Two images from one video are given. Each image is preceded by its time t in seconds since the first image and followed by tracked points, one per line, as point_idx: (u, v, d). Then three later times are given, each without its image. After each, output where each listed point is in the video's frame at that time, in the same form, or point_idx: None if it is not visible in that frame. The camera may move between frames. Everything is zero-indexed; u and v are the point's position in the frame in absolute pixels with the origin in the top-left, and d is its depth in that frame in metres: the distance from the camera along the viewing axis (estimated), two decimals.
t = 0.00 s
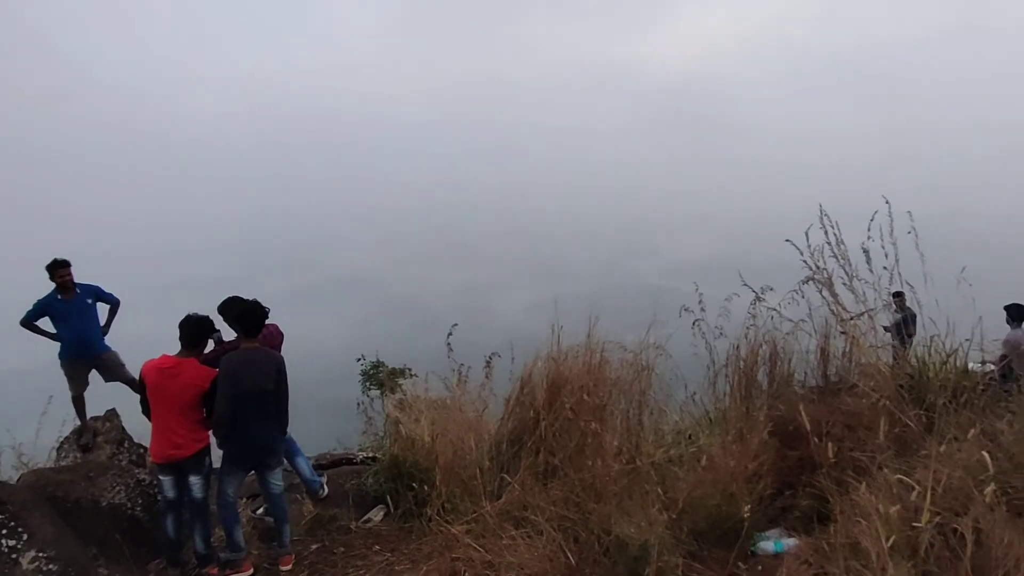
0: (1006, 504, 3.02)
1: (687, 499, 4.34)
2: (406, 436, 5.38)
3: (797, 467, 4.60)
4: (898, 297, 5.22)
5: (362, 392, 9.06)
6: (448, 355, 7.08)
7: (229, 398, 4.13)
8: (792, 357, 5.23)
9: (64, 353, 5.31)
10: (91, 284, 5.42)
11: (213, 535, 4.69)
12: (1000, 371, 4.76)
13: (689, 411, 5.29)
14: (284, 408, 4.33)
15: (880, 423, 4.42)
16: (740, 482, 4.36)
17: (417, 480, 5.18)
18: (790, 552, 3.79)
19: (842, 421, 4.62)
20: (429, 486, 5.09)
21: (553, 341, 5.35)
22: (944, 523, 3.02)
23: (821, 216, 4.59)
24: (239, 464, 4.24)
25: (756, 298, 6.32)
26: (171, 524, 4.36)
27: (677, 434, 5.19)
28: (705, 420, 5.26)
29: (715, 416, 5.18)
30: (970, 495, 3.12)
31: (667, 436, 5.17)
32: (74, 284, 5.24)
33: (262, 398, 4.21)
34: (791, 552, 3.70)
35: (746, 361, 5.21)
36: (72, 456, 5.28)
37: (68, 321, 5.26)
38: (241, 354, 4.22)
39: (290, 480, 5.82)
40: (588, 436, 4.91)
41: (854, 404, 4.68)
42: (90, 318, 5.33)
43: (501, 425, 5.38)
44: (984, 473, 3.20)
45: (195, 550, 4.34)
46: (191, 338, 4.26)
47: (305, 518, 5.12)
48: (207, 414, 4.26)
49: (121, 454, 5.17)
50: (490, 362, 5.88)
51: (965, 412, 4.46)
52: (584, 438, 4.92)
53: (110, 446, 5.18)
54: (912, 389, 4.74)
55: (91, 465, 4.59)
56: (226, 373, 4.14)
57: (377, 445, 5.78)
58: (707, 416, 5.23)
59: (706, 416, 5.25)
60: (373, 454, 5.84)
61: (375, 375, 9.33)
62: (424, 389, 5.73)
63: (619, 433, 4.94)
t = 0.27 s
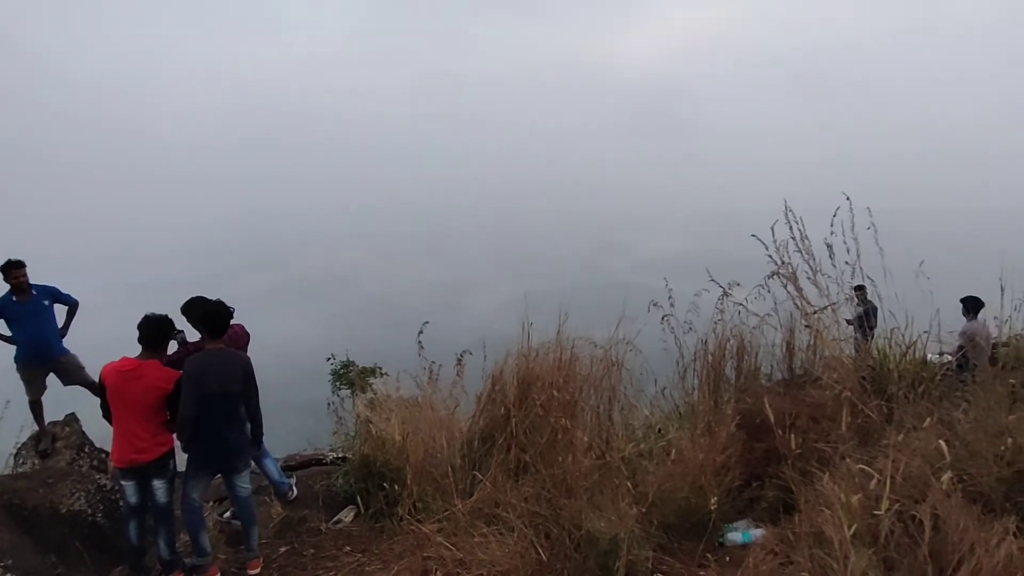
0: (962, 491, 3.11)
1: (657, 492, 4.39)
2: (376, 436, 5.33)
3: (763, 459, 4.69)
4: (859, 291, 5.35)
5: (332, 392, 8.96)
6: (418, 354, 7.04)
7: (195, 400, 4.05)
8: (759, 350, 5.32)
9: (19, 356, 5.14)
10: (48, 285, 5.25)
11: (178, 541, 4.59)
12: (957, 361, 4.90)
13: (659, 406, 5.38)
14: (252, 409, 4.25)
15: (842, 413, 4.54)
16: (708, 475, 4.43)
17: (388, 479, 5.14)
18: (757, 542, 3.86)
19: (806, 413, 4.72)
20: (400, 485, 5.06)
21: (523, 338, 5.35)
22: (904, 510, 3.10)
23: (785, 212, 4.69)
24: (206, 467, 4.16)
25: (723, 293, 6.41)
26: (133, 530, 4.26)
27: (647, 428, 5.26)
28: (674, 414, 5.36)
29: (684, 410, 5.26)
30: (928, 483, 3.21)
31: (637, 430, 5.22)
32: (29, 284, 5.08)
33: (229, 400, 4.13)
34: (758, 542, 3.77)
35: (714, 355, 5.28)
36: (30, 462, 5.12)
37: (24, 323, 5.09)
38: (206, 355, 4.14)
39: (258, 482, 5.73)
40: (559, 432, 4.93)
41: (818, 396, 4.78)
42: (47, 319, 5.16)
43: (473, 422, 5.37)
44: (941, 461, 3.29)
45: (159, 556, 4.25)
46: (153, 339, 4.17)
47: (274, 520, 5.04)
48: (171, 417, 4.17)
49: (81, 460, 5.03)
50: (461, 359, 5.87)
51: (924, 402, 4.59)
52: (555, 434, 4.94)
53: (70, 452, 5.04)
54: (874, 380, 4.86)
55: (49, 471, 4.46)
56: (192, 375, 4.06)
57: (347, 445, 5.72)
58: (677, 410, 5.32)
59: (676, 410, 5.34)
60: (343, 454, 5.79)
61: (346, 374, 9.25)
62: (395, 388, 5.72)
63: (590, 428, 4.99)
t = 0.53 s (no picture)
0: (924, 481, 3.18)
1: (631, 489, 4.42)
2: (349, 438, 5.28)
3: (735, 454, 4.75)
4: (827, 287, 5.45)
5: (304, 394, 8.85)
6: (391, 354, 6.99)
7: (163, 404, 3.96)
8: (730, 347, 5.38)
9: None
10: (7, 289, 5.09)
11: (145, 548, 4.49)
12: (920, 355, 5.02)
13: (632, 403, 5.41)
14: (223, 413, 4.16)
15: (810, 406, 4.64)
16: (680, 471, 4.48)
17: (361, 481, 5.09)
18: (728, 536, 3.91)
19: (776, 408, 4.80)
20: (373, 487, 5.01)
21: (497, 337, 5.35)
22: (869, 501, 3.16)
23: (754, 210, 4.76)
24: (174, 473, 4.07)
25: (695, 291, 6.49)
26: (98, 539, 4.15)
27: (621, 426, 5.29)
28: (648, 411, 5.38)
29: (657, 407, 5.30)
30: (893, 474, 3.28)
31: (611, 428, 5.26)
32: None
33: (198, 403, 4.05)
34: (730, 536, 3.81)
35: (686, 352, 5.34)
36: None
37: None
38: (174, 358, 4.05)
39: (228, 487, 5.63)
40: (533, 430, 4.94)
41: (788, 391, 4.86)
42: (6, 324, 5.01)
43: (447, 422, 5.35)
44: (905, 452, 3.37)
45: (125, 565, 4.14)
46: (115, 343, 4.07)
47: (244, 525, 4.96)
48: (136, 422, 4.07)
49: (43, 468, 4.88)
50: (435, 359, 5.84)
51: (889, 395, 4.69)
52: (530, 433, 4.95)
53: (31, 460, 4.89)
54: (841, 374, 4.96)
55: (9, 480, 4.32)
56: (159, 378, 3.97)
57: (318, 447, 5.65)
58: (651, 407, 5.35)
59: (649, 407, 5.37)
60: (316, 457, 5.73)
61: (318, 376, 9.13)
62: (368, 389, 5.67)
63: (563, 427, 5.01)
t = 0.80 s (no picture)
0: (890, 473, 3.25)
1: (606, 487, 4.45)
2: (322, 441, 5.22)
3: (707, 450, 4.79)
4: (796, 284, 5.54)
5: (278, 397, 8.74)
6: (365, 356, 6.93)
7: (129, 410, 3.87)
8: (703, 344, 5.43)
9: None
10: None
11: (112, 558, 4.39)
12: (886, 349, 5.13)
13: (608, 401, 5.45)
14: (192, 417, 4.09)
15: (780, 402, 4.71)
16: (654, 467, 4.52)
17: (335, 485, 5.04)
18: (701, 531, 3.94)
19: (747, 404, 4.87)
20: (347, 490, 4.96)
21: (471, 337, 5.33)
22: (837, 493, 3.22)
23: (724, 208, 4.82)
24: (144, 480, 3.98)
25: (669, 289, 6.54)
26: (63, 549, 4.05)
27: (597, 424, 5.34)
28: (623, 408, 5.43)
29: (632, 404, 5.34)
30: (860, 467, 3.34)
31: (587, 426, 5.29)
32: None
33: (166, 408, 3.97)
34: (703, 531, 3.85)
35: (659, 350, 5.39)
36: None
37: None
38: (139, 363, 3.96)
39: (198, 493, 5.54)
40: (508, 430, 4.94)
41: (759, 387, 4.92)
42: None
43: (422, 424, 5.32)
44: (871, 445, 3.43)
45: None
46: (77, 348, 3.97)
47: (215, 532, 4.89)
48: (102, 429, 3.97)
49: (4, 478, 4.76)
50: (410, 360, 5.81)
51: (857, 390, 4.78)
52: (505, 433, 4.95)
53: None
54: (811, 369, 5.04)
55: None
56: (124, 384, 3.88)
57: (290, 451, 5.57)
58: (626, 404, 5.39)
59: (624, 405, 5.41)
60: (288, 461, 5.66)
61: (291, 379, 9.02)
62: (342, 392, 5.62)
63: (538, 427, 5.01)
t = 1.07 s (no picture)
0: (853, 464, 3.31)
1: (579, 485, 4.46)
2: (293, 445, 5.16)
3: (679, 445, 4.83)
4: (765, 280, 5.63)
5: (249, 401, 8.61)
6: (338, 357, 6.87)
7: (93, 417, 3.78)
8: (674, 340, 5.48)
9: None
10: None
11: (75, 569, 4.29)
12: (852, 343, 5.23)
13: (582, 399, 5.51)
14: (158, 422, 4.00)
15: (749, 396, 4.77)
16: (625, 464, 4.56)
17: (306, 488, 4.98)
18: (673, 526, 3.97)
19: (718, 399, 4.94)
20: (319, 494, 4.91)
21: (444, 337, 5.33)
22: (803, 485, 3.27)
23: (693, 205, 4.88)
24: (109, 487, 3.89)
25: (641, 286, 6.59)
26: (24, 561, 3.95)
27: (571, 421, 5.38)
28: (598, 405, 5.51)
29: (606, 402, 5.42)
30: (825, 459, 3.41)
31: (562, 423, 5.32)
32: None
33: (131, 414, 3.88)
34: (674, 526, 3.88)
35: (632, 347, 5.44)
36: None
37: None
38: (101, 368, 3.87)
39: (166, 500, 5.44)
40: (482, 430, 4.94)
41: (729, 382, 4.99)
42: None
43: (396, 425, 5.29)
44: (835, 437, 3.50)
45: None
46: (34, 354, 3.87)
47: (183, 539, 4.80)
48: (64, 436, 3.87)
49: None
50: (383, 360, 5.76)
51: (824, 383, 4.86)
52: (479, 433, 4.94)
53: None
54: (780, 364, 5.10)
55: None
56: (87, 390, 3.79)
57: (261, 455, 5.49)
58: (600, 401, 5.47)
59: (598, 402, 5.48)
60: (258, 465, 5.59)
61: (262, 382, 8.90)
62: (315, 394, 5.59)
63: (512, 425, 5.03)
